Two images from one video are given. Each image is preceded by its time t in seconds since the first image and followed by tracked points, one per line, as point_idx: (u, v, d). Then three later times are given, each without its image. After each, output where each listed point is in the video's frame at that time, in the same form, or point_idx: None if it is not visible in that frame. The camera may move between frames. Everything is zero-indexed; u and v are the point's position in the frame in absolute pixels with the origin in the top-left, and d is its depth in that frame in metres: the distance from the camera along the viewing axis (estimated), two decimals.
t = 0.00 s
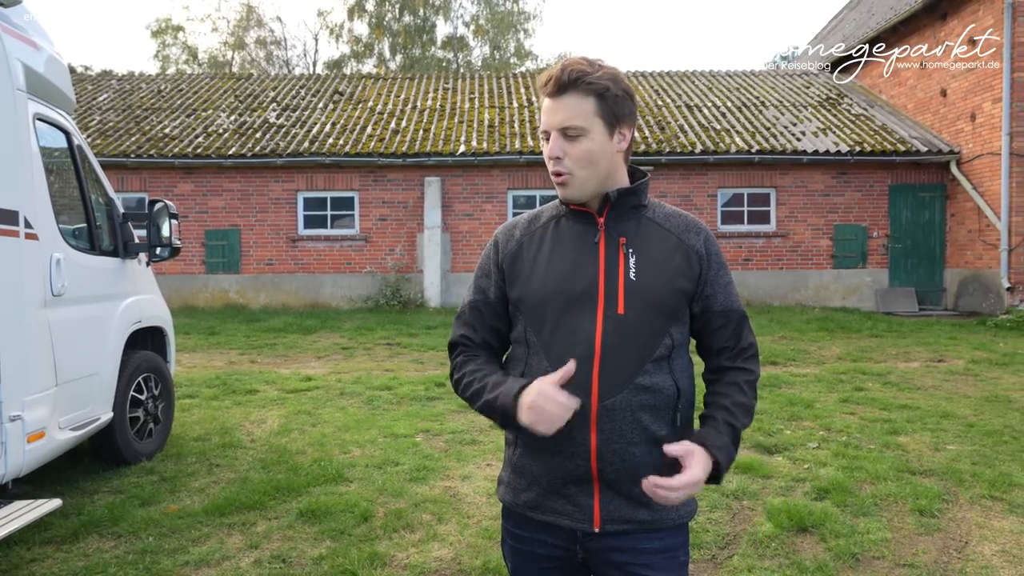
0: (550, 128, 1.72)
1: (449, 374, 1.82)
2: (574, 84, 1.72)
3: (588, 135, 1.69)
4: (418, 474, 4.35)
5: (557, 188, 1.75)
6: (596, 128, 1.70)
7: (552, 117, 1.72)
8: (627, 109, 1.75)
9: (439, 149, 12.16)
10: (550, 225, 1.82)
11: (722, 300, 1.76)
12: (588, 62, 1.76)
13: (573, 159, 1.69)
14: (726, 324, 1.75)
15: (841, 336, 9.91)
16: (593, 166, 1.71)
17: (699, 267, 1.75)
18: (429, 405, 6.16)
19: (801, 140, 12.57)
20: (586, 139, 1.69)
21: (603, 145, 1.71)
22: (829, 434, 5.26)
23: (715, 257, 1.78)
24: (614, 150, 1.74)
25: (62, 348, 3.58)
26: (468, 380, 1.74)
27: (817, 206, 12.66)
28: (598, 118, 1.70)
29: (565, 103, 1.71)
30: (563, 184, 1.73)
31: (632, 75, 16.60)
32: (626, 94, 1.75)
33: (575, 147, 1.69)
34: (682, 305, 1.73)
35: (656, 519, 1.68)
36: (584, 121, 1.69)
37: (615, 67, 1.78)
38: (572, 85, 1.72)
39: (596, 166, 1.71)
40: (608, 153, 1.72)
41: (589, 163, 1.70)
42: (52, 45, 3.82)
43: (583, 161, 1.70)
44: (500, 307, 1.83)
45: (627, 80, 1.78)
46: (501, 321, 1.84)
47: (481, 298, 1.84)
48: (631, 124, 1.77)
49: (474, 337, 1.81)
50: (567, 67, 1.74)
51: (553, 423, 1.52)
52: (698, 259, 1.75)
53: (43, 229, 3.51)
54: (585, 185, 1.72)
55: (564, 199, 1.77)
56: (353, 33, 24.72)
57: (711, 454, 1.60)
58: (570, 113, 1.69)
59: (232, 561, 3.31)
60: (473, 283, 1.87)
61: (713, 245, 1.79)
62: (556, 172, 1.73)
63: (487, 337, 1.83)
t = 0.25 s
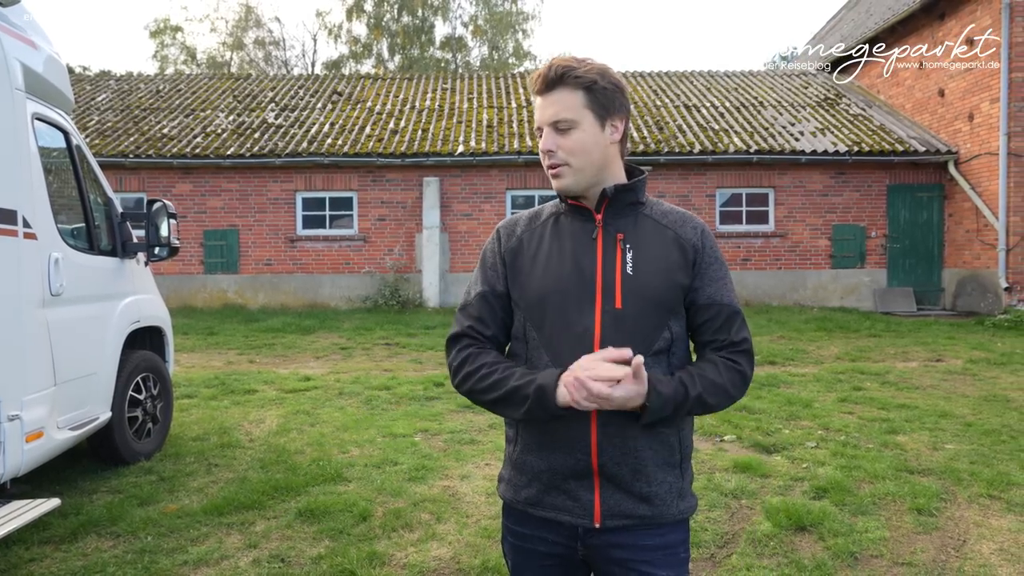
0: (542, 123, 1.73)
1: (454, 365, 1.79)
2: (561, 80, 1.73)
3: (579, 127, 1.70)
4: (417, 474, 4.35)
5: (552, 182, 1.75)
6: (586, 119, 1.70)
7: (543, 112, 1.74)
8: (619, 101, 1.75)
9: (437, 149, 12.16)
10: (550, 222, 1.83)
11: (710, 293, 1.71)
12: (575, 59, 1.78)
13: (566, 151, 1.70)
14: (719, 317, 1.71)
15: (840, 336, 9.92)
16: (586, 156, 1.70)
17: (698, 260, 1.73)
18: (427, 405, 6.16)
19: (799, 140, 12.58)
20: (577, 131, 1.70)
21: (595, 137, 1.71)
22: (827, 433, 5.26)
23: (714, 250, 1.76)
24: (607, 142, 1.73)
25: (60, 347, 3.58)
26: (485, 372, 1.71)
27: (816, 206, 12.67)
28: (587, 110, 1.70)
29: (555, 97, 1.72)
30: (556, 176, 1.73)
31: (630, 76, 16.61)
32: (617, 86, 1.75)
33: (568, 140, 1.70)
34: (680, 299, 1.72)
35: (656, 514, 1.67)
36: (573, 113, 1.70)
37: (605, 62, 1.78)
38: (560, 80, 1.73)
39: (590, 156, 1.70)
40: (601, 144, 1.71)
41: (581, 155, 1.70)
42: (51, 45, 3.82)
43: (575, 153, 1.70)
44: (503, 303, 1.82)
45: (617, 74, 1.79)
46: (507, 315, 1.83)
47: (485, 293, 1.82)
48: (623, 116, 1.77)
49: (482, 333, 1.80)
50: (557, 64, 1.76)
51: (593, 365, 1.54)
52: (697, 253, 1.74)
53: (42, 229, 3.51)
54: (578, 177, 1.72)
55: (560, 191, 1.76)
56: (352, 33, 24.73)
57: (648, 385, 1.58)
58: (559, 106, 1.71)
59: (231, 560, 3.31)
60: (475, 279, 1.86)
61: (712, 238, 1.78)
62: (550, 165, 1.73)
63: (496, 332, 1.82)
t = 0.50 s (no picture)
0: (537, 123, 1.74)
1: (458, 366, 1.78)
2: (554, 81, 1.73)
3: (573, 127, 1.70)
4: (416, 474, 4.35)
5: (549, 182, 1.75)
6: (580, 119, 1.70)
7: (538, 112, 1.74)
8: (615, 99, 1.75)
9: (437, 149, 12.15)
10: (548, 222, 1.83)
11: (707, 292, 1.71)
12: (569, 58, 1.77)
13: (561, 152, 1.70)
14: (716, 315, 1.70)
15: (839, 336, 9.93)
16: (581, 156, 1.71)
17: (695, 258, 1.73)
18: (426, 404, 6.15)
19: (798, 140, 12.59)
20: (571, 131, 1.70)
21: (589, 136, 1.71)
22: (826, 433, 5.26)
23: (712, 248, 1.75)
24: (602, 141, 1.73)
25: (59, 346, 3.58)
26: (492, 375, 1.71)
27: (815, 206, 12.67)
28: (581, 109, 1.70)
29: (549, 97, 1.72)
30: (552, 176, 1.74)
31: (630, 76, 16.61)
32: (611, 85, 1.75)
33: (562, 140, 1.70)
34: (678, 297, 1.71)
35: (653, 513, 1.67)
36: (567, 113, 1.69)
37: (599, 60, 1.78)
38: (554, 80, 1.73)
39: (585, 156, 1.70)
40: (595, 143, 1.71)
41: (576, 155, 1.70)
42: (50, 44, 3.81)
43: (570, 153, 1.70)
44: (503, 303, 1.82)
45: (612, 72, 1.78)
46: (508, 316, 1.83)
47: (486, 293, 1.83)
48: (619, 116, 1.77)
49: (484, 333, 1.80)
50: (551, 63, 1.75)
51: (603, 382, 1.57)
52: (694, 251, 1.73)
53: (41, 229, 3.51)
54: (574, 177, 1.73)
55: (556, 190, 1.77)
56: (351, 33, 24.72)
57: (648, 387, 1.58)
58: (553, 107, 1.71)
59: (230, 560, 3.31)
60: (476, 279, 1.86)
61: (709, 236, 1.77)
62: (545, 165, 1.74)
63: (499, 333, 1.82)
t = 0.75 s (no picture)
0: (536, 127, 1.74)
1: (457, 369, 1.79)
2: (553, 83, 1.73)
3: (573, 131, 1.70)
4: (416, 474, 4.35)
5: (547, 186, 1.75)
6: (580, 122, 1.70)
7: (537, 116, 1.73)
8: (612, 103, 1.75)
9: (436, 149, 12.15)
10: (546, 224, 1.83)
11: (705, 294, 1.71)
12: (568, 60, 1.77)
13: (560, 156, 1.70)
14: (713, 317, 1.70)
15: (838, 335, 9.93)
16: (581, 161, 1.71)
17: (693, 260, 1.73)
18: (426, 405, 6.16)
19: (797, 139, 12.60)
20: (570, 135, 1.70)
21: (589, 140, 1.71)
22: (825, 432, 5.27)
23: (709, 250, 1.75)
24: (601, 145, 1.74)
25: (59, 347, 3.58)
26: (490, 378, 1.71)
27: (813, 205, 12.68)
28: (580, 113, 1.70)
29: (548, 101, 1.72)
30: (551, 181, 1.74)
31: (628, 75, 16.62)
32: (610, 88, 1.75)
33: (562, 144, 1.70)
34: (675, 298, 1.71)
35: (652, 514, 1.67)
36: (567, 117, 1.70)
37: (598, 62, 1.78)
38: (553, 83, 1.73)
39: (584, 160, 1.71)
40: (595, 146, 1.72)
41: (575, 159, 1.70)
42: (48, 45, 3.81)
43: (569, 157, 1.70)
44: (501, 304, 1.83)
45: (611, 75, 1.77)
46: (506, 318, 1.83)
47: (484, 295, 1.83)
48: (616, 118, 1.77)
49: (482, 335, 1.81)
50: (550, 66, 1.75)
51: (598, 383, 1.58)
52: (692, 252, 1.73)
53: (40, 230, 3.51)
54: (573, 181, 1.73)
55: (555, 193, 1.77)
56: (349, 33, 24.71)
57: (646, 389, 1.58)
58: (553, 110, 1.71)
59: (230, 560, 3.31)
60: (474, 281, 1.87)
61: (707, 238, 1.77)
62: (544, 169, 1.74)
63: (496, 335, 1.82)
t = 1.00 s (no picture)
0: (559, 119, 1.72)
1: (455, 372, 1.78)
2: (574, 77, 1.75)
3: (597, 123, 1.73)
4: (415, 474, 4.35)
5: (569, 179, 1.73)
6: (602, 116, 1.75)
7: (558, 108, 1.73)
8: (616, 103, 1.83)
9: (435, 149, 12.15)
10: (543, 225, 1.83)
11: (703, 293, 1.71)
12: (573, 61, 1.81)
13: (589, 146, 1.71)
14: (710, 316, 1.70)
15: (837, 334, 9.94)
16: (605, 153, 1.74)
17: (690, 260, 1.73)
18: (425, 405, 6.16)
19: (796, 139, 12.61)
20: (596, 127, 1.73)
21: (609, 134, 1.75)
22: (825, 432, 5.27)
23: (706, 249, 1.75)
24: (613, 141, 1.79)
25: (58, 348, 3.58)
26: (488, 380, 1.71)
27: (813, 205, 12.68)
28: (601, 107, 1.75)
29: (571, 93, 1.73)
30: (574, 172, 1.72)
31: (627, 75, 16.63)
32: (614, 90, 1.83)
33: (588, 135, 1.72)
34: (673, 298, 1.71)
35: (652, 514, 1.67)
36: (592, 109, 1.73)
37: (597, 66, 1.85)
38: (574, 76, 1.75)
39: (607, 153, 1.74)
40: (613, 142, 1.77)
41: (602, 150, 1.73)
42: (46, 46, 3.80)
43: (597, 148, 1.72)
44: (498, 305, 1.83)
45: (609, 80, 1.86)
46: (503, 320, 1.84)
47: (481, 297, 1.83)
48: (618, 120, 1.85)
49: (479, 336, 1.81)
50: (565, 61, 1.77)
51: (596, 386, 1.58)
52: (689, 252, 1.73)
53: (39, 231, 3.51)
54: (596, 173, 1.73)
55: (569, 188, 1.75)
56: (348, 34, 24.71)
57: (647, 392, 1.59)
58: (579, 101, 1.72)
59: (230, 561, 3.31)
60: (471, 283, 1.87)
61: (704, 238, 1.77)
62: (569, 160, 1.71)
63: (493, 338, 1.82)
